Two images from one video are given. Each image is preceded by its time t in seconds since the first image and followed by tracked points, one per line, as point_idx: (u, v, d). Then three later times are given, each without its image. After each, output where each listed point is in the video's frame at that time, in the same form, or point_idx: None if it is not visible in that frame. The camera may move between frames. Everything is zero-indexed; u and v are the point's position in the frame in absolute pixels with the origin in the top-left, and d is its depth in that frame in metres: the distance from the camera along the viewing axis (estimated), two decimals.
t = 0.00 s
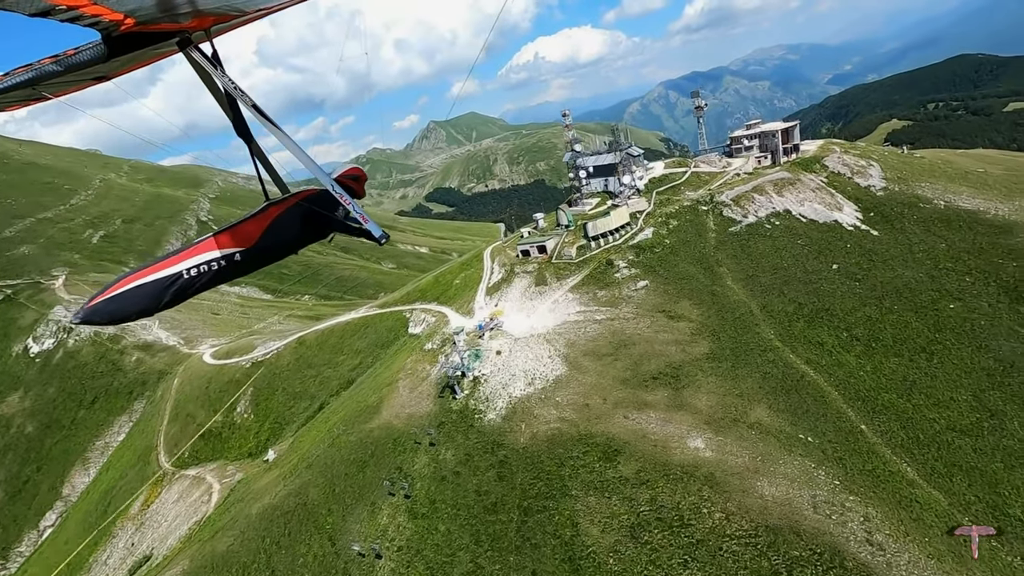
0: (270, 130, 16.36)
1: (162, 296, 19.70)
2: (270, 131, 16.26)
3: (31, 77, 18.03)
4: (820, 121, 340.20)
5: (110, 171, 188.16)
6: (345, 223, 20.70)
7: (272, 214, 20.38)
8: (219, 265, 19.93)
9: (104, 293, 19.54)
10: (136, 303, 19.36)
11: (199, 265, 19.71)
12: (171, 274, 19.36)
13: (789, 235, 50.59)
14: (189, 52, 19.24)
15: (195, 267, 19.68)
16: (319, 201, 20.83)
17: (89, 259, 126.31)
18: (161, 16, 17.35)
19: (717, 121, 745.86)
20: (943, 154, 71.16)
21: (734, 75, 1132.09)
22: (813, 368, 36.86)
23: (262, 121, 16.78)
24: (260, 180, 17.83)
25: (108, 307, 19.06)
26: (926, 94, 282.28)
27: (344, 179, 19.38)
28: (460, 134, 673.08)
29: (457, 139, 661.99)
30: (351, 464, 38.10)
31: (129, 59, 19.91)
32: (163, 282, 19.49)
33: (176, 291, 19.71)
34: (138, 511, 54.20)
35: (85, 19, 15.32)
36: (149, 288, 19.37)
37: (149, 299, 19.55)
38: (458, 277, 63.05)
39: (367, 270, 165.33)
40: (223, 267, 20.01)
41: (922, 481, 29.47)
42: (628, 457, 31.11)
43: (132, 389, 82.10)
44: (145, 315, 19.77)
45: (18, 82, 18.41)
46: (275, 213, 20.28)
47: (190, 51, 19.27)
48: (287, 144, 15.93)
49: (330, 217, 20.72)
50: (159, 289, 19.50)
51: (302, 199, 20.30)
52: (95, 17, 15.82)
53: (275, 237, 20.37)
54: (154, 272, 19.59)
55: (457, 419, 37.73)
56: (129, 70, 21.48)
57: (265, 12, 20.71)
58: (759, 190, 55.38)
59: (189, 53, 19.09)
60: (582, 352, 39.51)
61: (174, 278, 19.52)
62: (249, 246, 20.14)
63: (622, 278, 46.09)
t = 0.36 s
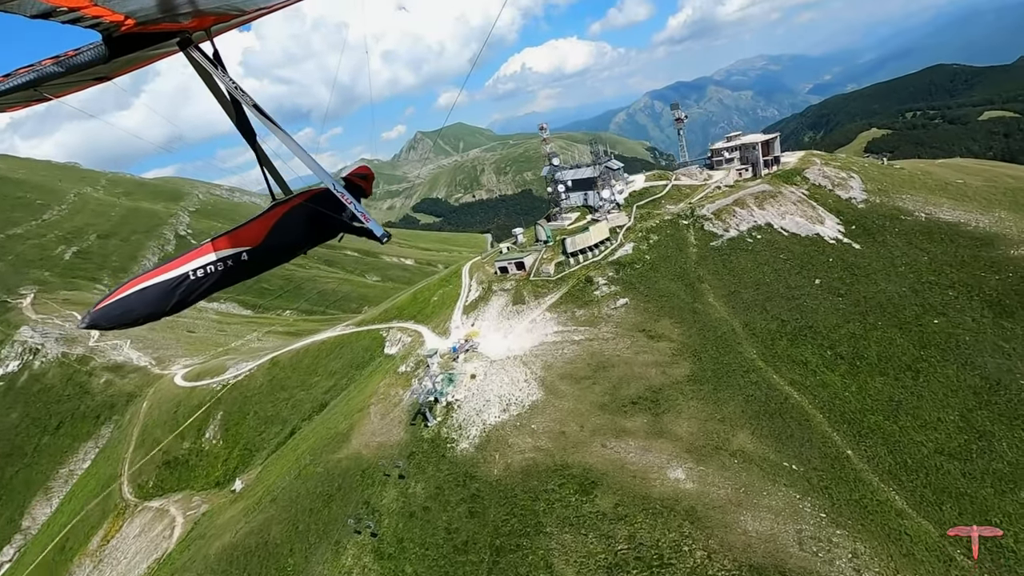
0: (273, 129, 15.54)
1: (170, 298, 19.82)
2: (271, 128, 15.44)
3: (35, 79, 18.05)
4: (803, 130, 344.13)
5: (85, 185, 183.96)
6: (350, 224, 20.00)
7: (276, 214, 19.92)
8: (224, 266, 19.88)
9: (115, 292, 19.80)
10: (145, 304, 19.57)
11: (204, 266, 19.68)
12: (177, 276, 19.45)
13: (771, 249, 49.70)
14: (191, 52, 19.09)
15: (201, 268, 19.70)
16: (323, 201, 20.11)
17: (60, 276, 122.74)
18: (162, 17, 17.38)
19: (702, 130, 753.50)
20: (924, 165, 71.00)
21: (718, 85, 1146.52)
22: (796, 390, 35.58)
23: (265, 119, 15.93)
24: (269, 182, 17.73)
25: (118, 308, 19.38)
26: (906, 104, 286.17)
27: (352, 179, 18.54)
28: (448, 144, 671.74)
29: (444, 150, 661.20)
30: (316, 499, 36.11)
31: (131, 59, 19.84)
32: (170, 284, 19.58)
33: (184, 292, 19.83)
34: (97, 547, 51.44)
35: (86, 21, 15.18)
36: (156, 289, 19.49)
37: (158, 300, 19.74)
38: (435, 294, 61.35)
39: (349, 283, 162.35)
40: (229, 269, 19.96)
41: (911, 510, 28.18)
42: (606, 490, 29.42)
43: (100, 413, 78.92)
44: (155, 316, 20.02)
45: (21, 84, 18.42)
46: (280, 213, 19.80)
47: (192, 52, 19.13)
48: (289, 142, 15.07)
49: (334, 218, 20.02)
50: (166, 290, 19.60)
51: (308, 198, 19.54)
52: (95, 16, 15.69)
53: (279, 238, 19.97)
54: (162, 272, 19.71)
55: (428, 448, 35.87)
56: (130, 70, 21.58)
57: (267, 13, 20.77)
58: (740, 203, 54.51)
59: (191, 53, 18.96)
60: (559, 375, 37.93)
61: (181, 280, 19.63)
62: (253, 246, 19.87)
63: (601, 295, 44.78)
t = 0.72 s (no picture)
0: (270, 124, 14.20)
1: (163, 296, 17.54)
2: (266, 123, 14.20)
3: (31, 81, 14.15)
4: (794, 138, 346.38)
5: (75, 209, 183.09)
6: (349, 220, 17.81)
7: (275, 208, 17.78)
8: (220, 264, 17.58)
9: (103, 291, 17.53)
10: (135, 304, 17.21)
11: (199, 262, 17.41)
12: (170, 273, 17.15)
13: (763, 264, 48.47)
14: (194, 52, 14.97)
15: (196, 266, 17.44)
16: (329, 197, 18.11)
17: (46, 303, 121.48)
18: (161, 13, 13.61)
19: (695, 139, 759.00)
20: (916, 173, 70.09)
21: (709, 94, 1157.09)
22: (793, 413, 33.99)
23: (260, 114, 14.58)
24: (265, 182, 15.55)
25: (106, 308, 16.95)
26: (894, 110, 288.18)
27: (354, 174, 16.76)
28: (443, 158, 673.91)
29: (439, 165, 663.68)
30: (291, 541, 34.57)
31: (133, 57, 15.83)
32: (161, 281, 17.20)
33: (177, 292, 17.50)
34: None
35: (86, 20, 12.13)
36: (145, 288, 17.14)
37: (150, 300, 17.41)
38: (422, 316, 59.61)
39: (343, 301, 160.03)
40: (225, 267, 17.64)
41: (917, 544, 26.60)
42: (594, 528, 27.63)
43: (81, 444, 76.86)
44: (147, 317, 17.68)
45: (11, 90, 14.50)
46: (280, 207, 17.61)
47: (198, 50, 15.07)
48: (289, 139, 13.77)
49: (335, 213, 17.89)
50: (157, 289, 17.30)
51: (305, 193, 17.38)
52: (92, 15, 12.42)
53: (278, 235, 17.72)
54: (154, 270, 17.45)
55: (408, 484, 34.07)
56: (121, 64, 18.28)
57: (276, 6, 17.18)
58: (730, 217, 53.36)
59: (194, 53, 14.88)
60: (545, 403, 36.27)
61: (175, 278, 17.30)
62: (250, 242, 17.56)
63: (589, 316, 43.30)
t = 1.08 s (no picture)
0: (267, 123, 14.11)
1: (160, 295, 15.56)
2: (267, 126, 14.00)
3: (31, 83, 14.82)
4: (782, 166, 351.57)
5: (60, 236, 181.24)
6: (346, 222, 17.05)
7: (271, 209, 16.32)
8: (218, 266, 15.87)
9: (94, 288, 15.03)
10: (128, 306, 15.06)
11: (195, 264, 15.57)
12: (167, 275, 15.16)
13: (750, 298, 47.27)
14: (194, 55, 15.41)
15: (194, 266, 15.56)
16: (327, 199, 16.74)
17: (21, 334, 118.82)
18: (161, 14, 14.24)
19: (686, 167, 770.79)
20: (903, 204, 69.73)
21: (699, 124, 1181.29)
22: (782, 459, 32.16)
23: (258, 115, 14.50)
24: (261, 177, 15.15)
25: (95, 307, 14.67)
26: (880, 139, 292.50)
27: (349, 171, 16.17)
28: (438, 185, 677.62)
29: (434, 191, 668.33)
30: None
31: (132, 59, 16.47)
32: (156, 283, 15.19)
33: (173, 294, 15.57)
34: None
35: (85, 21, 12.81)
36: (141, 290, 15.00)
37: (146, 301, 15.34)
38: (401, 350, 57.26)
39: (331, 330, 155.72)
40: (222, 269, 15.98)
41: None
42: None
43: (45, 484, 73.28)
44: (139, 318, 15.59)
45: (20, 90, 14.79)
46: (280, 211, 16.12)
47: (196, 55, 15.48)
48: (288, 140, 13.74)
49: (335, 215, 16.82)
50: (152, 291, 15.19)
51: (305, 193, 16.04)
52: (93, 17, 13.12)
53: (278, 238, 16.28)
54: (146, 268, 15.26)
55: (372, 538, 31.58)
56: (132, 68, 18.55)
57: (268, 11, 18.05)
58: (715, 249, 52.37)
59: (194, 56, 15.22)
60: (521, 448, 34.11)
61: (173, 277, 15.34)
62: (251, 244, 16.03)
63: (570, 353, 41.62)
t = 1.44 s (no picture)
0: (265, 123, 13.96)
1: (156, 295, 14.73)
2: (267, 126, 13.83)
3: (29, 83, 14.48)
4: (757, 187, 358.75)
5: (19, 254, 174.55)
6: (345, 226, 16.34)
7: (271, 209, 15.43)
8: (216, 266, 15.00)
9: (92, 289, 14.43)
10: (126, 305, 14.41)
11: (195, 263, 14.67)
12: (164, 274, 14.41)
13: (722, 323, 46.61)
14: (195, 55, 15.18)
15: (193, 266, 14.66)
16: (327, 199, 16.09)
17: None
18: (161, 16, 14.02)
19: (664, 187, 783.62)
20: (871, 229, 70.56)
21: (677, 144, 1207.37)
22: (754, 496, 30.92)
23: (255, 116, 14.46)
24: (259, 176, 14.94)
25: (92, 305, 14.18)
26: (850, 162, 300.77)
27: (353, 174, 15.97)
28: (419, 202, 675.85)
29: (415, 208, 666.26)
30: None
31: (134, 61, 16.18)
32: (155, 282, 14.46)
33: (171, 293, 14.83)
34: None
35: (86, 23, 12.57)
36: (139, 288, 14.32)
37: (145, 301, 14.71)
38: (366, 376, 54.89)
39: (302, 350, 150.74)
40: (222, 269, 15.12)
41: None
42: None
43: None
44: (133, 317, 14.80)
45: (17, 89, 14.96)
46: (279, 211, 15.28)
47: (200, 54, 15.38)
48: (289, 143, 13.62)
49: (335, 219, 16.14)
50: (149, 289, 14.48)
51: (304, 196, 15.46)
52: (93, 18, 12.81)
53: (278, 237, 15.38)
54: (145, 266, 14.60)
55: None
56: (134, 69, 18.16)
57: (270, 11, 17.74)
58: (687, 273, 51.69)
59: (195, 57, 14.98)
60: (483, 487, 32.15)
61: (170, 277, 14.64)
62: (250, 246, 15.14)
63: (538, 383, 40.06)
